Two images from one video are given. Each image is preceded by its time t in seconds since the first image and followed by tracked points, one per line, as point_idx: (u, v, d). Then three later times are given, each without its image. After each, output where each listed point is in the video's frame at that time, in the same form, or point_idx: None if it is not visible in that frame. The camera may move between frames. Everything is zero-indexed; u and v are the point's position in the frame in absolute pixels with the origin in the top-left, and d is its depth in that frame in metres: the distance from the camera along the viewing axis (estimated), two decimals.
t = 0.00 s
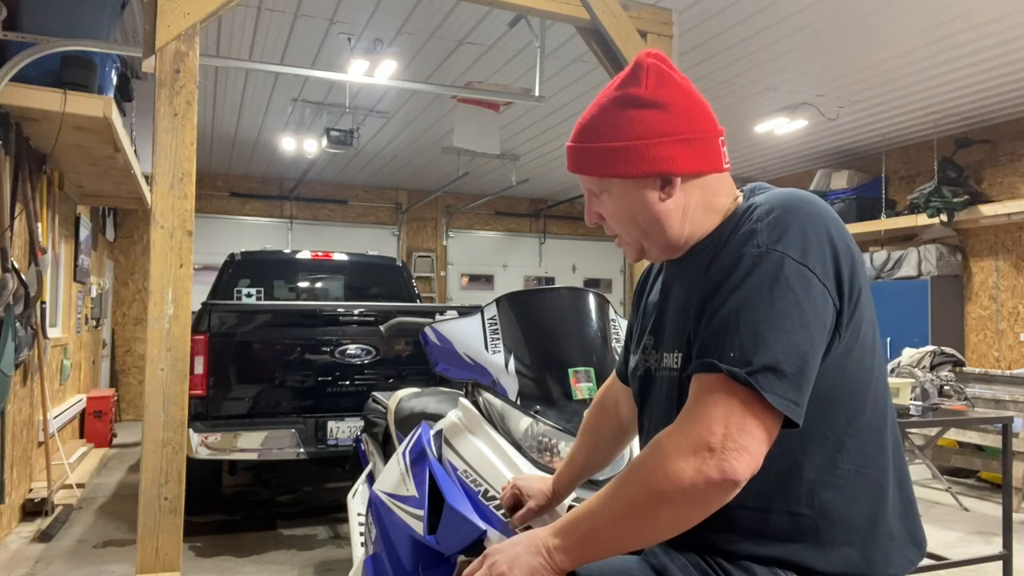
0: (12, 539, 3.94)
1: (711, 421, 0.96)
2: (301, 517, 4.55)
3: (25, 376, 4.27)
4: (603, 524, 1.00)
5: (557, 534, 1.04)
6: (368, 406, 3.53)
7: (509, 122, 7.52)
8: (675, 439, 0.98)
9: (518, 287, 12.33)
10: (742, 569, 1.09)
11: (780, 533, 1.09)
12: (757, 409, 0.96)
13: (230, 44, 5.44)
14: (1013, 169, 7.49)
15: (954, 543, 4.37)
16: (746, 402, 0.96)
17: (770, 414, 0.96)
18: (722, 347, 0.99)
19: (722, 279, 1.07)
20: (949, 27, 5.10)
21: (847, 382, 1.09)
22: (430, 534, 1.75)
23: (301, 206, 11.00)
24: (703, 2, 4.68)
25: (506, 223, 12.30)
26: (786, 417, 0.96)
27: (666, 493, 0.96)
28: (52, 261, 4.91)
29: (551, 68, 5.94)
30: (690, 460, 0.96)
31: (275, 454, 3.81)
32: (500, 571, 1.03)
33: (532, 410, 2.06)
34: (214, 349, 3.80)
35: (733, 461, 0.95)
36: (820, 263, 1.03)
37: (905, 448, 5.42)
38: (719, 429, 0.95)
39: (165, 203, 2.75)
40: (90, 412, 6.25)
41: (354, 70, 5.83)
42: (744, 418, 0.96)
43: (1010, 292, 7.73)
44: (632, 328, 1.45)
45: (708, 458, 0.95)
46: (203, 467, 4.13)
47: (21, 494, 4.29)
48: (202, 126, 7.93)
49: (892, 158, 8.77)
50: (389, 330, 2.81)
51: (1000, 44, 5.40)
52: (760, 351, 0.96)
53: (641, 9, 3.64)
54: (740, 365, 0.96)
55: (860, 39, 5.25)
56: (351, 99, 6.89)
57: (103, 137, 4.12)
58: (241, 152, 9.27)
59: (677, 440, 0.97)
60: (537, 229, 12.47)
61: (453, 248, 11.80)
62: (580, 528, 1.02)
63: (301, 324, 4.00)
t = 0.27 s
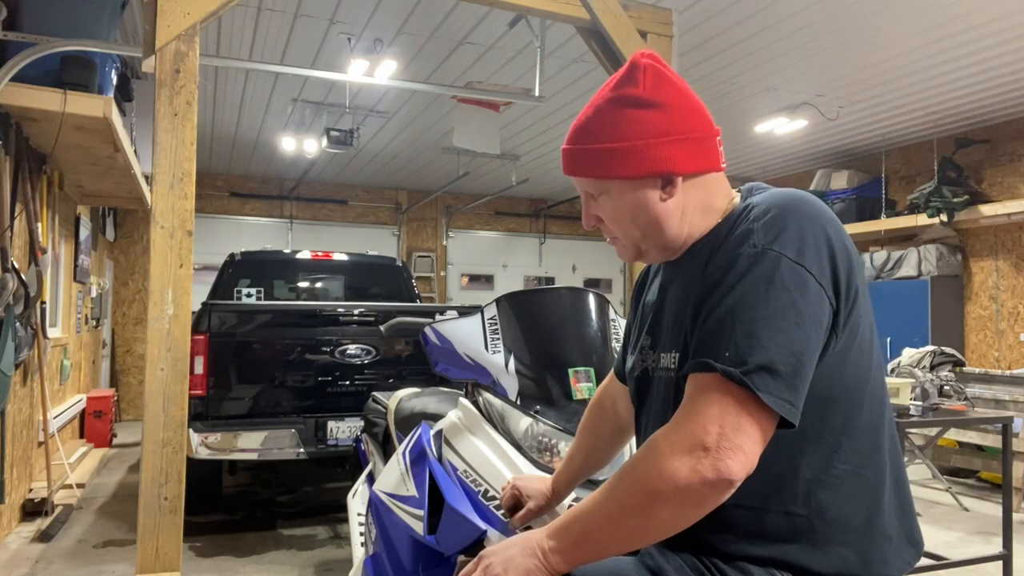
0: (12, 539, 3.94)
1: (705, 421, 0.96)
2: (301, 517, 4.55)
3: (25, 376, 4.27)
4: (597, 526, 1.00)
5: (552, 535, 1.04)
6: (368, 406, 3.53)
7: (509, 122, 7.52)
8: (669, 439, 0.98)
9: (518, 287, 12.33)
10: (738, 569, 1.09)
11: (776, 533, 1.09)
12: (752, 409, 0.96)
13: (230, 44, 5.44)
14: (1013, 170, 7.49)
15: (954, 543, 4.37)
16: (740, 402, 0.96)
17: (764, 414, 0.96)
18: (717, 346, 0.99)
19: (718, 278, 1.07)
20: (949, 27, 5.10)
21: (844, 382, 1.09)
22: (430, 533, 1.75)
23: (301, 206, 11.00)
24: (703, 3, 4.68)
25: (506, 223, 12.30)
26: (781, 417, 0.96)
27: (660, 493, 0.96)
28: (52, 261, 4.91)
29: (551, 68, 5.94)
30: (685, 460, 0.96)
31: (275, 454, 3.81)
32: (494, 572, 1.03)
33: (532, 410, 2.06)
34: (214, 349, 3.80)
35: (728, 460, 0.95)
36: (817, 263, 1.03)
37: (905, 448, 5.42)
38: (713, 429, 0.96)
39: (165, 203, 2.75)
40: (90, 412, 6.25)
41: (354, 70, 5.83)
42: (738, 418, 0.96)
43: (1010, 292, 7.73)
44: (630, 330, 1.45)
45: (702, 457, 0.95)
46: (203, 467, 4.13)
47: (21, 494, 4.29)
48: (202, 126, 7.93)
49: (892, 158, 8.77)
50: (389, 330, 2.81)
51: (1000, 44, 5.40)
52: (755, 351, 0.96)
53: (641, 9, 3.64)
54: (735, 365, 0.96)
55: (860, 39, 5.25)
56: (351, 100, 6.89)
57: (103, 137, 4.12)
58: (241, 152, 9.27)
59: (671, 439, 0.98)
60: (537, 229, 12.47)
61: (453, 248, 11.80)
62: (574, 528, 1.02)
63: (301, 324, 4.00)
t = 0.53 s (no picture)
0: (12, 539, 3.94)
1: (694, 422, 0.96)
2: (301, 517, 4.55)
3: (25, 376, 4.27)
4: (587, 524, 1.00)
5: (544, 531, 1.05)
6: (368, 406, 3.53)
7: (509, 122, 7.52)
8: (659, 439, 0.98)
9: (518, 287, 12.33)
10: (734, 568, 1.10)
11: (771, 535, 1.09)
12: (741, 412, 0.96)
13: (230, 44, 5.44)
14: (1013, 170, 7.49)
15: (954, 543, 4.37)
16: (729, 404, 0.96)
17: (754, 418, 0.96)
18: (711, 348, 0.99)
19: (717, 278, 1.06)
20: (949, 27, 5.10)
21: (845, 386, 1.09)
22: (430, 533, 1.75)
23: (301, 206, 11.00)
24: (703, 2, 4.68)
25: (506, 223, 12.29)
26: (771, 422, 0.96)
27: (647, 493, 0.96)
28: (52, 261, 4.91)
29: (551, 68, 5.94)
30: (673, 460, 0.96)
31: (275, 454, 3.81)
32: (487, 568, 1.04)
33: (532, 410, 2.06)
34: (214, 349, 3.80)
35: (715, 462, 0.95)
36: (816, 267, 1.03)
37: (905, 448, 5.42)
38: (702, 430, 0.96)
39: (165, 203, 2.75)
40: (90, 412, 6.25)
41: (354, 70, 5.82)
42: (727, 420, 0.95)
43: (1010, 292, 7.73)
44: (636, 323, 1.46)
45: (689, 458, 0.95)
46: (203, 467, 4.13)
47: (21, 494, 4.29)
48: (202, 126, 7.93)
49: (892, 158, 8.77)
50: (389, 330, 2.81)
51: (1000, 44, 5.40)
52: (747, 354, 0.96)
53: (641, 9, 3.65)
54: (726, 367, 0.96)
55: (860, 39, 5.25)
56: (351, 99, 6.89)
57: (103, 137, 4.12)
58: (241, 153, 9.27)
59: (662, 439, 0.98)
60: (537, 229, 12.47)
61: (453, 248, 11.81)
62: (565, 526, 1.02)
63: (301, 324, 4.00)
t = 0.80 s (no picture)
0: (12, 539, 3.94)
1: (691, 425, 0.96)
2: (301, 517, 4.55)
3: (25, 376, 4.27)
4: (584, 521, 1.00)
5: (543, 527, 1.05)
6: (368, 406, 3.53)
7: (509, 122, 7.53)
8: (657, 440, 0.98)
9: (518, 287, 12.33)
10: (732, 569, 1.10)
11: (770, 538, 1.09)
12: (738, 419, 0.96)
13: (230, 44, 5.44)
14: (1012, 170, 7.49)
15: (954, 543, 4.37)
16: (727, 409, 0.96)
17: (752, 424, 0.96)
18: (713, 351, 0.99)
19: (724, 281, 1.06)
20: (949, 28, 5.10)
21: (851, 392, 1.08)
22: (430, 532, 1.75)
23: (301, 206, 11.00)
24: (703, 3, 4.68)
25: (506, 223, 12.29)
26: (769, 429, 0.96)
27: (642, 493, 0.97)
28: (52, 261, 4.91)
29: (551, 68, 5.94)
30: (668, 462, 0.96)
31: (275, 454, 3.81)
32: (486, 562, 1.04)
33: (532, 410, 2.06)
34: (214, 349, 3.80)
35: (709, 466, 0.95)
36: (827, 275, 1.02)
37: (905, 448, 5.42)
38: (698, 434, 0.96)
39: (165, 203, 2.75)
40: (90, 412, 6.25)
41: (353, 70, 5.83)
42: (723, 426, 0.96)
43: (1010, 292, 7.72)
44: (646, 319, 1.46)
45: (683, 460, 0.96)
46: (203, 467, 4.13)
47: (21, 494, 4.30)
48: (202, 126, 7.93)
49: (892, 158, 8.77)
50: (389, 330, 2.81)
51: (1000, 44, 5.40)
52: (750, 361, 0.96)
53: (641, 9, 3.65)
54: (727, 372, 0.96)
55: (860, 39, 5.25)
56: (351, 99, 6.89)
57: (103, 137, 4.12)
58: (241, 152, 9.27)
59: (661, 440, 0.98)
60: (537, 229, 12.47)
61: (453, 248, 11.81)
62: (562, 522, 1.02)
63: (301, 324, 4.00)
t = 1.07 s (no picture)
0: (12, 539, 3.94)
1: (696, 429, 0.96)
2: (301, 517, 4.55)
3: (25, 376, 4.27)
4: (587, 522, 1.00)
5: (547, 528, 1.05)
6: (368, 406, 3.53)
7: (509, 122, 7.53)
8: (661, 443, 0.98)
9: (518, 287, 12.33)
10: (735, 568, 1.10)
11: (773, 539, 1.09)
12: (743, 422, 0.95)
13: (230, 44, 5.44)
14: (1013, 170, 7.49)
15: (954, 543, 4.37)
16: (732, 413, 0.96)
17: (757, 428, 0.96)
18: (719, 354, 0.99)
19: (728, 283, 1.06)
20: (949, 27, 5.10)
21: (856, 393, 1.08)
22: (430, 532, 1.77)
23: (301, 206, 11.00)
24: (703, 3, 4.68)
25: (506, 223, 12.30)
26: (775, 433, 0.96)
27: (646, 496, 0.97)
28: (52, 261, 4.91)
29: (551, 68, 5.94)
30: (672, 465, 0.96)
31: (275, 454, 3.81)
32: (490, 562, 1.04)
33: (532, 411, 2.07)
34: (214, 349, 3.80)
35: (714, 470, 0.95)
36: (832, 277, 1.02)
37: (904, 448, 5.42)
38: (703, 437, 0.95)
39: (165, 203, 2.75)
40: (90, 412, 6.25)
41: (354, 70, 5.83)
42: (728, 429, 0.95)
43: (1010, 292, 7.73)
44: (648, 317, 1.45)
45: (689, 464, 0.96)
46: (203, 467, 4.13)
47: (21, 494, 4.30)
48: (202, 126, 7.93)
49: (892, 158, 8.77)
50: (389, 330, 2.81)
51: (1000, 44, 5.40)
52: (755, 365, 0.95)
53: (641, 9, 3.65)
54: (733, 376, 0.96)
55: (860, 39, 5.25)
56: (351, 100, 6.89)
57: (103, 138, 4.12)
58: (241, 153, 9.27)
59: (666, 444, 0.98)
60: (537, 229, 12.47)
61: (453, 248, 11.81)
62: (565, 523, 1.02)
63: (301, 324, 4.00)
